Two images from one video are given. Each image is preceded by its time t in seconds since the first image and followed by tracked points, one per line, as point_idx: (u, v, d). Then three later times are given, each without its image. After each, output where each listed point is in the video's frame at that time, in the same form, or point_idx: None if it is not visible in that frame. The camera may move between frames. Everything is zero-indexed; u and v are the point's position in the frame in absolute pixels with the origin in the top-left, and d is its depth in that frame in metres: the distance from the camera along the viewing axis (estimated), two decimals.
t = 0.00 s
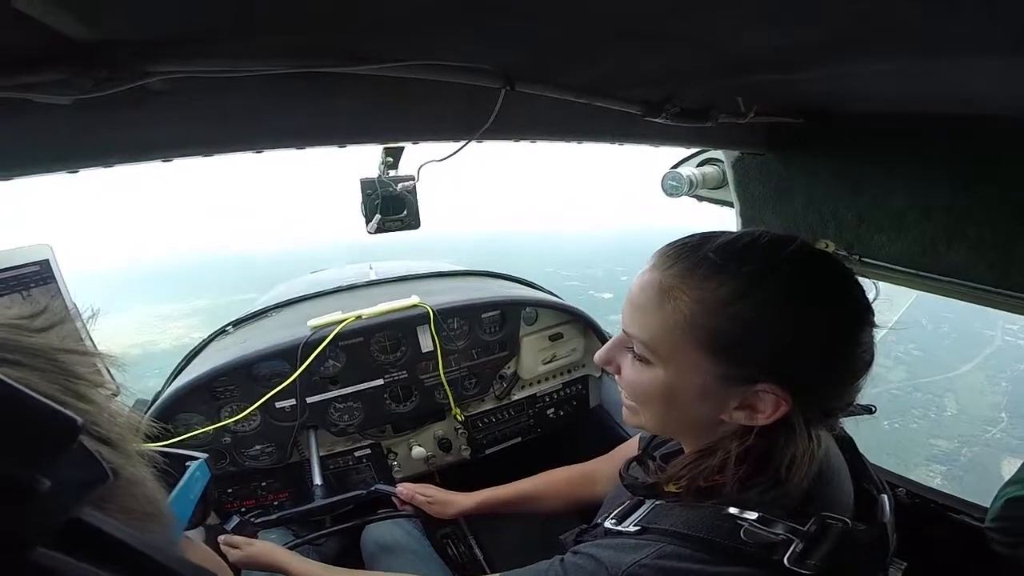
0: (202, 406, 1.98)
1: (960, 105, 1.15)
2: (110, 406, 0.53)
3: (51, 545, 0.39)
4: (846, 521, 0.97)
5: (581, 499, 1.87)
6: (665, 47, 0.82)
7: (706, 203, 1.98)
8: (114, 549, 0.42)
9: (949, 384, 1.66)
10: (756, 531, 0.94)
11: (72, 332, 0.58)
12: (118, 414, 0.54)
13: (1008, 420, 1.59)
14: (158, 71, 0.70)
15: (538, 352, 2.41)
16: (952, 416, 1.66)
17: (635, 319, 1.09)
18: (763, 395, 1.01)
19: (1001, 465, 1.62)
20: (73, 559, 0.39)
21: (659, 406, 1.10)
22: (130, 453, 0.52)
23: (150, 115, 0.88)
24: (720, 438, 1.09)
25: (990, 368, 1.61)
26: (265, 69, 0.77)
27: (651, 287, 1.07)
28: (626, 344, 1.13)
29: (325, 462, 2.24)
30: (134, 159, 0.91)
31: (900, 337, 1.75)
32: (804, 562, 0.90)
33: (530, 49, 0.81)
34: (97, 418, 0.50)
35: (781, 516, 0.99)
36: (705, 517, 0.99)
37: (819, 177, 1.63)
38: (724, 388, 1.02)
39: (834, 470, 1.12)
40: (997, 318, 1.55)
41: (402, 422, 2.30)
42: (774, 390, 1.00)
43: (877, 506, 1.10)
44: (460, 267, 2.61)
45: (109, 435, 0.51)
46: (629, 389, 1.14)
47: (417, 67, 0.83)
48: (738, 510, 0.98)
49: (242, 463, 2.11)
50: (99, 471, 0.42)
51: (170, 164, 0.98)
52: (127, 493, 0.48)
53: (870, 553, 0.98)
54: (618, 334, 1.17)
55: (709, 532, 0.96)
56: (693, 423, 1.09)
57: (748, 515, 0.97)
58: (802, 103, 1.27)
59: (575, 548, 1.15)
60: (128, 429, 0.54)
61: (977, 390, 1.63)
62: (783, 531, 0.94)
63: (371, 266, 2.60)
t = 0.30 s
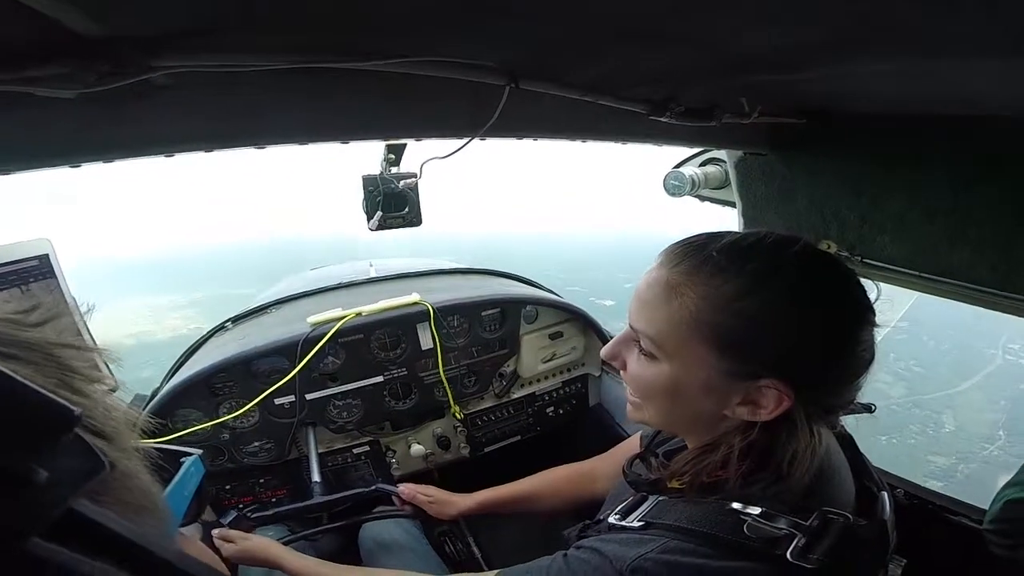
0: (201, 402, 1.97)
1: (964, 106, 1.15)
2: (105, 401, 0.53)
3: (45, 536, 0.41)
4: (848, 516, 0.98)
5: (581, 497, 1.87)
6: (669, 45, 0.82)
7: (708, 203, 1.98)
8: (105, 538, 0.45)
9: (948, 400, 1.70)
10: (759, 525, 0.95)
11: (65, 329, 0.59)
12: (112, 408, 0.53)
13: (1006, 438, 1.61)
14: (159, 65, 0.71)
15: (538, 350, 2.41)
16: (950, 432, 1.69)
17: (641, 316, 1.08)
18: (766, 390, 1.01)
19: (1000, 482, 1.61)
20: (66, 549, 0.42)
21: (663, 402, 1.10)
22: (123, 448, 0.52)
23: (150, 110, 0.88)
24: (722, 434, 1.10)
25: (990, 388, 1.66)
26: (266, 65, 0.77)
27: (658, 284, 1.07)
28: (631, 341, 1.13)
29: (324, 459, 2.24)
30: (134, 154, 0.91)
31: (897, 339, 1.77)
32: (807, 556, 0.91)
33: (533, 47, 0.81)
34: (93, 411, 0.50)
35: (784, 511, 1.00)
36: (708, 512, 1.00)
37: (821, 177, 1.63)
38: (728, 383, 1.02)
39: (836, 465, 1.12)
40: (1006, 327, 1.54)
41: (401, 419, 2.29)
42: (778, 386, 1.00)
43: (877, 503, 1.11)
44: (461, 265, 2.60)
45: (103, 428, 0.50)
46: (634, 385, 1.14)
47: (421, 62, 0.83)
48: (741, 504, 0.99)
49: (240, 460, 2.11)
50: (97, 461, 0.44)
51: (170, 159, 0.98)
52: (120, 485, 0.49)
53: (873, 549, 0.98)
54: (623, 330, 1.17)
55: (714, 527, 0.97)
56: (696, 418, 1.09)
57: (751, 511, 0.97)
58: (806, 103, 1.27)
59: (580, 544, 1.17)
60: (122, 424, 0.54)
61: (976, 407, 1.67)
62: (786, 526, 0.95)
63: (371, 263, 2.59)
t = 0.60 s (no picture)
0: (204, 404, 1.97)
1: (970, 104, 1.14)
2: (84, 411, 0.58)
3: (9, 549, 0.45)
4: (851, 514, 0.97)
5: (585, 497, 1.86)
6: (667, 44, 0.81)
7: (712, 202, 1.98)
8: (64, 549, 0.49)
9: (956, 409, 1.68)
10: (761, 523, 0.94)
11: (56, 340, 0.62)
12: (92, 419, 0.59)
13: (1015, 446, 1.61)
14: (147, 67, 0.70)
15: (540, 350, 2.40)
16: (958, 441, 1.68)
17: (643, 317, 1.07)
18: (770, 391, 1.00)
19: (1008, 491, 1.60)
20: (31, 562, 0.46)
21: (666, 404, 1.08)
22: (100, 458, 0.57)
23: (142, 113, 0.88)
24: (725, 434, 1.08)
25: (998, 397, 1.65)
26: (258, 66, 0.76)
27: (660, 285, 1.05)
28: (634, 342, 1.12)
29: (326, 460, 2.24)
30: (127, 157, 0.91)
31: (900, 345, 1.77)
32: (810, 553, 0.90)
33: (529, 45, 0.80)
34: (66, 423, 0.55)
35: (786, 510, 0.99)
36: (710, 510, 0.99)
37: (824, 175, 1.62)
38: (732, 385, 1.01)
39: (838, 462, 1.11)
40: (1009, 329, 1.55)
41: (404, 420, 2.29)
42: (782, 387, 0.99)
43: (880, 501, 1.10)
44: (463, 265, 2.60)
45: (76, 439, 0.55)
46: (637, 386, 1.12)
47: (417, 61, 0.82)
48: (743, 502, 0.98)
49: (242, 461, 2.10)
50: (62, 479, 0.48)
51: (164, 162, 0.98)
52: (94, 497, 0.54)
53: (876, 548, 0.97)
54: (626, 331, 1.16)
55: (718, 525, 0.96)
56: (699, 419, 1.08)
57: (753, 508, 0.97)
58: (809, 102, 1.26)
59: (583, 543, 1.16)
60: (98, 433, 0.59)
61: (986, 415, 1.65)
62: (789, 524, 0.94)
63: (372, 263, 2.59)
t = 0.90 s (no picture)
0: (197, 406, 1.96)
1: (966, 100, 1.13)
2: (70, 418, 0.57)
3: None
4: (853, 509, 0.97)
5: (585, 494, 1.85)
6: (654, 39, 0.80)
7: (707, 199, 1.97)
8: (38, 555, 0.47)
9: (955, 411, 1.66)
10: (765, 520, 0.94)
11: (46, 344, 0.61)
12: (79, 426, 0.57)
13: (1014, 449, 1.58)
14: (121, 64, 0.68)
15: (536, 349, 2.39)
16: (958, 443, 1.67)
17: (647, 318, 1.05)
18: (780, 390, 0.98)
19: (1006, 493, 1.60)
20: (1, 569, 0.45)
21: (673, 407, 1.06)
22: (87, 464, 0.55)
23: (122, 112, 0.86)
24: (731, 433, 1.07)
25: (996, 400, 1.64)
26: (240, 64, 0.75)
27: (663, 286, 1.03)
28: (634, 345, 1.10)
29: (322, 461, 2.23)
30: (108, 157, 0.90)
31: (903, 347, 1.74)
32: (814, 550, 0.90)
33: (518, 42, 0.78)
34: (49, 430, 0.53)
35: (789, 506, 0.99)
36: (713, 508, 0.98)
37: (819, 172, 1.61)
38: (740, 385, 0.99)
39: (841, 457, 1.11)
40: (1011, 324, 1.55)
41: (400, 420, 2.28)
42: (792, 385, 0.97)
43: (883, 497, 1.10)
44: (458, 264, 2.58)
45: (61, 446, 0.54)
46: (641, 390, 1.10)
47: (405, 58, 0.80)
48: (746, 500, 0.97)
49: (237, 462, 2.09)
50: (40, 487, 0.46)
51: (148, 161, 0.97)
52: (79, 504, 0.52)
53: (880, 545, 0.98)
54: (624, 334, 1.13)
55: (720, 523, 0.96)
56: (706, 421, 1.06)
57: (757, 506, 0.96)
58: (804, 98, 1.24)
59: (583, 541, 1.15)
60: (85, 439, 0.57)
61: (984, 418, 1.63)
62: (792, 521, 0.93)
63: (367, 262, 2.58)
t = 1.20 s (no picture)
0: (197, 404, 1.96)
1: (963, 99, 1.13)
2: (67, 412, 0.57)
3: None
4: (852, 510, 0.96)
5: (585, 492, 1.86)
6: (650, 39, 0.80)
7: (706, 198, 1.97)
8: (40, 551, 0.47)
9: (957, 416, 1.68)
10: (764, 521, 0.94)
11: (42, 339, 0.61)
12: (76, 420, 0.58)
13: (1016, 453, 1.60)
14: (124, 63, 0.69)
15: (535, 348, 2.39)
16: (960, 448, 1.69)
17: (657, 330, 1.04)
18: (795, 390, 0.99)
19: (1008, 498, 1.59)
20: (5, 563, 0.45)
21: (686, 414, 1.06)
22: (84, 457, 0.55)
23: (122, 110, 0.87)
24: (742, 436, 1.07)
25: (999, 405, 1.66)
26: (241, 62, 0.75)
27: (668, 294, 1.03)
28: (639, 355, 1.09)
29: (321, 459, 2.23)
30: (109, 156, 0.92)
31: (903, 352, 1.79)
32: (813, 551, 0.90)
33: (516, 40, 0.79)
34: (43, 423, 0.54)
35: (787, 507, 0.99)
36: (712, 508, 0.99)
37: (818, 171, 1.61)
38: (754, 388, 0.99)
39: (840, 457, 1.12)
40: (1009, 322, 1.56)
41: (399, 419, 2.28)
42: (807, 385, 0.98)
43: (882, 497, 1.10)
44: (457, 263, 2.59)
45: (57, 438, 0.54)
46: (650, 399, 1.09)
47: (403, 55, 0.81)
48: (745, 500, 0.98)
49: (237, 461, 2.09)
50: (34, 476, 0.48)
51: (148, 159, 0.98)
52: (78, 497, 0.52)
53: (879, 543, 0.98)
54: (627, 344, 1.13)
55: (718, 523, 0.97)
56: (718, 426, 1.06)
57: (755, 506, 0.96)
58: (801, 97, 1.25)
59: (582, 539, 1.16)
60: (83, 433, 0.58)
61: (986, 423, 1.65)
62: (791, 522, 0.93)
63: (367, 261, 2.58)
